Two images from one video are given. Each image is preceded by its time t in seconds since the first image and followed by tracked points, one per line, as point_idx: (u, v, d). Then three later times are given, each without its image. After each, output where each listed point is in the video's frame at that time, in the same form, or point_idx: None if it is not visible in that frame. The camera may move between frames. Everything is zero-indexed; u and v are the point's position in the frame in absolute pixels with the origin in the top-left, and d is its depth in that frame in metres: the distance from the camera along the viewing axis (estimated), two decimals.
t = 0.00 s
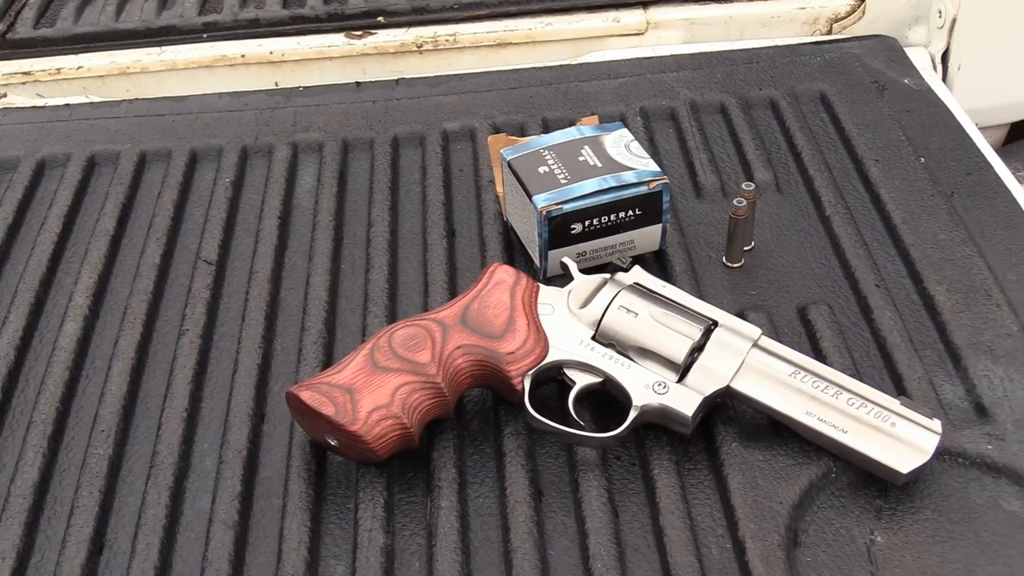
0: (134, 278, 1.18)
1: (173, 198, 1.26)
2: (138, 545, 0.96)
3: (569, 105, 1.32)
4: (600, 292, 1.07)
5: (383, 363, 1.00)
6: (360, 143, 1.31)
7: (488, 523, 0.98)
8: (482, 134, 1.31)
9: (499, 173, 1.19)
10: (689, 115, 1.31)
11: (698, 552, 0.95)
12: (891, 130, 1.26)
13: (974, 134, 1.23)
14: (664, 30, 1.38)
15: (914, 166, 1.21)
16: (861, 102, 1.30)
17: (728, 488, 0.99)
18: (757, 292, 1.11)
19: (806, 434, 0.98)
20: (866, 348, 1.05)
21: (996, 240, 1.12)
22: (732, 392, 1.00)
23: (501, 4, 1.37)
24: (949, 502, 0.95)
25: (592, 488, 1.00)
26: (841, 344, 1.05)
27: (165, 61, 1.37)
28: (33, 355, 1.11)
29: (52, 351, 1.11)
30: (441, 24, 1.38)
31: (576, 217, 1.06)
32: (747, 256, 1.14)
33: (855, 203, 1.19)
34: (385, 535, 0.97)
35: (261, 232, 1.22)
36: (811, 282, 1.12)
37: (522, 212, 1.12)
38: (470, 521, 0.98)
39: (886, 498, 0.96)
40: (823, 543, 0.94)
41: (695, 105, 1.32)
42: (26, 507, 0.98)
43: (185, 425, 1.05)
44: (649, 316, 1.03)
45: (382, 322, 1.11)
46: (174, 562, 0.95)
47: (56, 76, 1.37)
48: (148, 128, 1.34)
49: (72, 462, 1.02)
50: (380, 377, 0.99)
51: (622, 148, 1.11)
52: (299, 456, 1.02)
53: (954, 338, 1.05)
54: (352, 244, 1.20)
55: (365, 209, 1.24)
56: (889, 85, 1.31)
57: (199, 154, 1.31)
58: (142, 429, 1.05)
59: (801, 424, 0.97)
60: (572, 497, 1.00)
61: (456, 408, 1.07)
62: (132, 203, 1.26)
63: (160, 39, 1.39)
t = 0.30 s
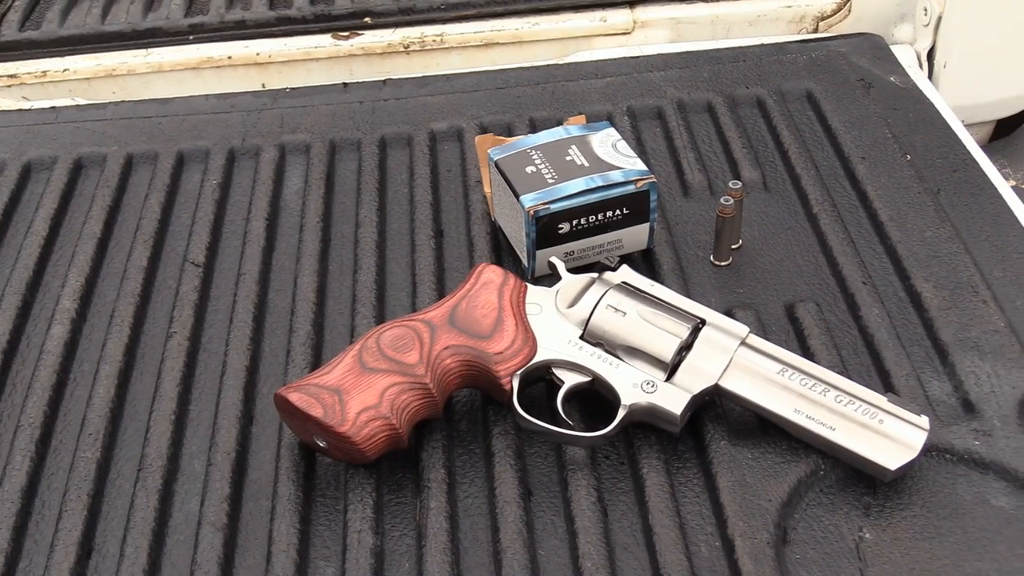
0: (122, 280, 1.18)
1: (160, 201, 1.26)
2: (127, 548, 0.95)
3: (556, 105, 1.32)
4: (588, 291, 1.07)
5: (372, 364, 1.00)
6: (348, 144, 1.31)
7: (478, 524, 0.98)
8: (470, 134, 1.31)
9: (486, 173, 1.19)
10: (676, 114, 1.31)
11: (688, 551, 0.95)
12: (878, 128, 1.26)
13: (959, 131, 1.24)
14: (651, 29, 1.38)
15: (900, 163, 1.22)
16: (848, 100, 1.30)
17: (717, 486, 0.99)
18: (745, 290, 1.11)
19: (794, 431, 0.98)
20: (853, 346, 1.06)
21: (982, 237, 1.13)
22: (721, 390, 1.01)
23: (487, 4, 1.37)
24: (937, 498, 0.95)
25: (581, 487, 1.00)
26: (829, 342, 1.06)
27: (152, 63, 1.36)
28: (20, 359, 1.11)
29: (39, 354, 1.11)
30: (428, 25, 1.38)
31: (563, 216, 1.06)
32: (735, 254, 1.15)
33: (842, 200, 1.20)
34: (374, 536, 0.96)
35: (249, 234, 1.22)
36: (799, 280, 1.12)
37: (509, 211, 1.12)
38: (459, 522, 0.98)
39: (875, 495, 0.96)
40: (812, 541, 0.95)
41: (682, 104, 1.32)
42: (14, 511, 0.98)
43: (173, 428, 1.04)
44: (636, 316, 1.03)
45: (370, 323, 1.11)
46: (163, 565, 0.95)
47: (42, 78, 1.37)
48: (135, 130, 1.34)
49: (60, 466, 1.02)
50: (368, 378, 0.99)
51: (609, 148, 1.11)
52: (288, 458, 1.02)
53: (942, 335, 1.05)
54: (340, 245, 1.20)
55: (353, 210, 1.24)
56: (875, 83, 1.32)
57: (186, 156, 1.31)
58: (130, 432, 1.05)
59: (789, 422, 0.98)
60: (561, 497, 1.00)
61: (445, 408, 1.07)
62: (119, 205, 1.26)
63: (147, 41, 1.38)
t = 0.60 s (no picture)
0: (109, 283, 1.17)
1: (147, 203, 1.26)
2: (115, 552, 0.95)
3: (543, 105, 1.32)
4: (576, 291, 1.07)
5: (360, 366, 1.00)
6: (335, 145, 1.31)
7: (467, 524, 0.98)
8: (457, 135, 1.31)
9: (474, 173, 1.19)
10: (663, 113, 1.31)
11: (677, 549, 0.95)
12: (864, 125, 1.27)
13: (946, 128, 1.24)
14: (638, 29, 1.38)
15: (887, 161, 1.22)
16: (834, 99, 1.30)
17: (706, 485, 0.99)
18: (733, 288, 1.11)
19: (783, 429, 0.99)
20: (841, 343, 1.06)
21: (968, 234, 1.13)
22: (709, 388, 1.01)
23: (474, 5, 1.37)
24: (926, 494, 0.95)
25: (570, 487, 1.00)
26: (816, 339, 1.06)
27: (138, 66, 1.36)
28: (7, 363, 1.10)
29: (26, 358, 1.10)
30: (415, 25, 1.38)
31: (551, 216, 1.06)
32: (722, 253, 1.15)
33: (829, 198, 1.20)
34: (364, 537, 0.96)
35: (236, 236, 1.21)
36: (786, 278, 1.12)
37: (497, 212, 1.12)
38: (448, 522, 0.98)
39: (863, 492, 0.96)
40: (801, 538, 0.95)
41: (669, 103, 1.32)
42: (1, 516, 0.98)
43: (162, 431, 1.04)
44: (624, 315, 1.03)
45: (358, 324, 1.10)
46: (152, 568, 0.94)
47: (28, 81, 1.36)
48: (122, 133, 1.33)
49: (48, 470, 1.01)
50: (356, 379, 0.99)
51: (596, 147, 1.11)
52: (276, 460, 1.02)
53: (929, 332, 1.06)
54: (328, 246, 1.20)
55: (341, 211, 1.24)
56: (862, 81, 1.32)
57: (172, 159, 1.30)
58: (118, 435, 1.04)
59: (777, 420, 0.98)
60: (550, 496, 1.00)
61: (433, 409, 1.07)
62: (106, 208, 1.25)
63: (132, 43, 1.38)
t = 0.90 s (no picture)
0: (96, 287, 1.17)
1: (133, 206, 1.25)
2: (104, 556, 0.95)
3: (530, 105, 1.33)
4: (563, 290, 1.07)
5: (348, 367, 1.00)
6: (322, 146, 1.31)
7: (456, 524, 0.98)
8: (444, 135, 1.31)
9: (461, 173, 1.19)
10: (649, 112, 1.31)
11: (666, 548, 0.95)
12: (850, 123, 1.27)
13: (931, 125, 1.25)
14: (624, 28, 1.38)
15: (873, 158, 1.23)
16: (819, 96, 1.31)
17: (694, 483, 0.99)
18: (720, 287, 1.11)
19: (770, 427, 0.99)
20: (828, 340, 1.06)
21: (954, 231, 1.14)
22: (696, 386, 1.01)
23: (460, 5, 1.37)
24: (913, 491, 0.95)
25: (559, 486, 1.00)
26: (804, 337, 1.06)
27: (124, 68, 1.36)
28: None
29: (12, 362, 1.10)
30: (401, 26, 1.37)
31: (538, 216, 1.06)
32: (710, 251, 1.15)
33: (816, 196, 1.20)
34: (353, 539, 0.96)
35: (223, 238, 1.21)
36: (773, 276, 1.12)
37: (484, 212, 1.12)
38: (437, 523, 0.98)
39: (851, 489, 0.97)
40: (789, 535, 0.95)
41: (655, 102, 1.32)
42: None
43: (149, 434, 1.04)
44: (612, 314, 1.03)
45: (346, 325, 1.10)
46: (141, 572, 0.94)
47: (13, 84, 1.36)
48: (108, 135, 1.33)
49: (35, 474, 1.01)
50: (345, 380, 0.99)
51: (583, 147, 1.11)
52: (265, 462, 1.01)
53: (916, 328, 1.06)
54: (315, 248, 1.20)
55: (328, 213, 1.24)
56: (848, 79, 1.32)
57: (159, 161, 1.30)
58: (106, 439, 1.04)
59: (765, 417, 0.98)
60: (539, 496, 1.00)
61: (422, 410, 1.07)
62: (92, 211, 1.25)
63: (118, 46, 1.37)
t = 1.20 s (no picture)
0: (83, 290, 1.17)
1: (120, 209, 1.25)
2: (92, 559, 0.95)
3: (517, 105, 1.33)
4: (551, 290, 1.08)
5: (335, 368, 1.00)
6: (309, 147, 1.31)
7: (446, 525, 0.98)
8: (431, 136, 1.30)
9: (448, 174, 1.19)
10: (636, 111, 1.31)
11: (656, 547, 0.95)
12: (836, 121, 1.27)
13: (917, 122, 1.25)
14: (611, 27, 1.39)
15: (859, 155, 1.23)
16: (805, 94, 1.31)
17: (683, 482, 0.99)
18: (708, 286, 1.11)
19: (759, 425, 0.99)
20: (816, 338, 1.06)
21: (940, 228, 1.14)
22: (685, 385, 1.01)
23: (447, 5, 1.37)
24: (901, 487, 0.96)
25: (548, 486, 1.00)
26: (791, 335, 1.06)
27: (110, 70, 1.35)
28: None
29: None
30: (387, 27, 1.37)
31: (525, 216, 1.06)
32: (697, 250, 1.15)
33: (802, 194, 1.21)
34: (342, 540, 0.96)
35: (210, 240, 1.21)
36: (761, 274, 1.13)
37: (471, 212, 1.12)
38: (427, 524, 0.98)
39: (840, 486, 0.97)
40: (778, 533, 0.95)
41: (642, 101, 1.32)
42: None
43: (137, 437, 1.04)
44: (600, 313, 1.03)
45: (334, 326, 1.10)
46: None
47: None
48: (94, 138, 1.32)
49: (22, 479, 1.01)
50: (333, 382, 0.99)
51: (570, 146, 1.11)
52: (253, 465, 1.01)
53: (903, 325, 1.06)
54: (303, 249, 1.20)
55: (315, 214, 1.24)
56: (834, 77, 1.33)
57: (145, 164, 1.30)
58: (94, 442, 1.04)
59: (754, 415, 0.98)
60: (528, 496, 1.00)
61: (410, 410, 1.07)
62: (79, 214, 1.25)
63: (104, 48, 1.37)
